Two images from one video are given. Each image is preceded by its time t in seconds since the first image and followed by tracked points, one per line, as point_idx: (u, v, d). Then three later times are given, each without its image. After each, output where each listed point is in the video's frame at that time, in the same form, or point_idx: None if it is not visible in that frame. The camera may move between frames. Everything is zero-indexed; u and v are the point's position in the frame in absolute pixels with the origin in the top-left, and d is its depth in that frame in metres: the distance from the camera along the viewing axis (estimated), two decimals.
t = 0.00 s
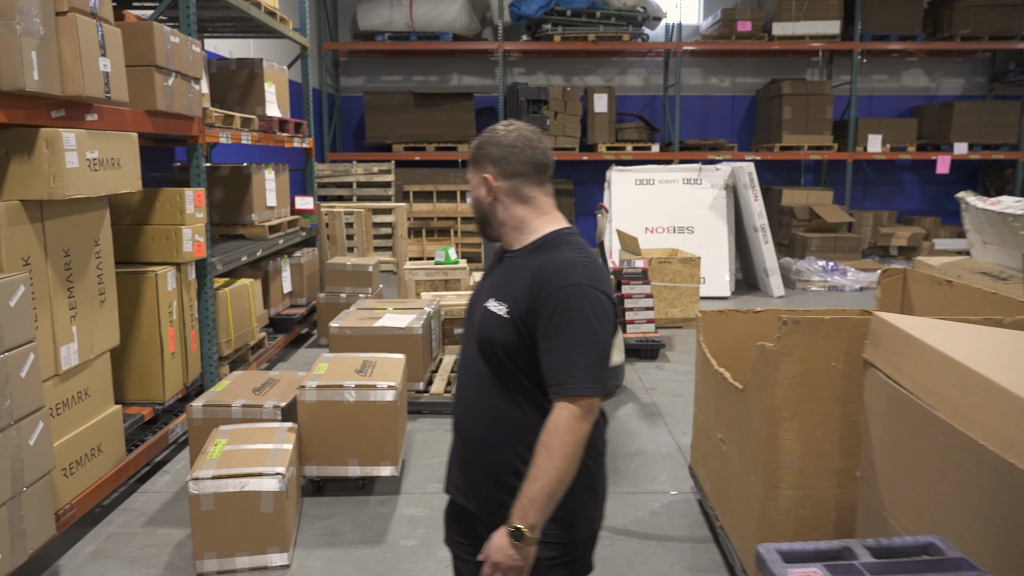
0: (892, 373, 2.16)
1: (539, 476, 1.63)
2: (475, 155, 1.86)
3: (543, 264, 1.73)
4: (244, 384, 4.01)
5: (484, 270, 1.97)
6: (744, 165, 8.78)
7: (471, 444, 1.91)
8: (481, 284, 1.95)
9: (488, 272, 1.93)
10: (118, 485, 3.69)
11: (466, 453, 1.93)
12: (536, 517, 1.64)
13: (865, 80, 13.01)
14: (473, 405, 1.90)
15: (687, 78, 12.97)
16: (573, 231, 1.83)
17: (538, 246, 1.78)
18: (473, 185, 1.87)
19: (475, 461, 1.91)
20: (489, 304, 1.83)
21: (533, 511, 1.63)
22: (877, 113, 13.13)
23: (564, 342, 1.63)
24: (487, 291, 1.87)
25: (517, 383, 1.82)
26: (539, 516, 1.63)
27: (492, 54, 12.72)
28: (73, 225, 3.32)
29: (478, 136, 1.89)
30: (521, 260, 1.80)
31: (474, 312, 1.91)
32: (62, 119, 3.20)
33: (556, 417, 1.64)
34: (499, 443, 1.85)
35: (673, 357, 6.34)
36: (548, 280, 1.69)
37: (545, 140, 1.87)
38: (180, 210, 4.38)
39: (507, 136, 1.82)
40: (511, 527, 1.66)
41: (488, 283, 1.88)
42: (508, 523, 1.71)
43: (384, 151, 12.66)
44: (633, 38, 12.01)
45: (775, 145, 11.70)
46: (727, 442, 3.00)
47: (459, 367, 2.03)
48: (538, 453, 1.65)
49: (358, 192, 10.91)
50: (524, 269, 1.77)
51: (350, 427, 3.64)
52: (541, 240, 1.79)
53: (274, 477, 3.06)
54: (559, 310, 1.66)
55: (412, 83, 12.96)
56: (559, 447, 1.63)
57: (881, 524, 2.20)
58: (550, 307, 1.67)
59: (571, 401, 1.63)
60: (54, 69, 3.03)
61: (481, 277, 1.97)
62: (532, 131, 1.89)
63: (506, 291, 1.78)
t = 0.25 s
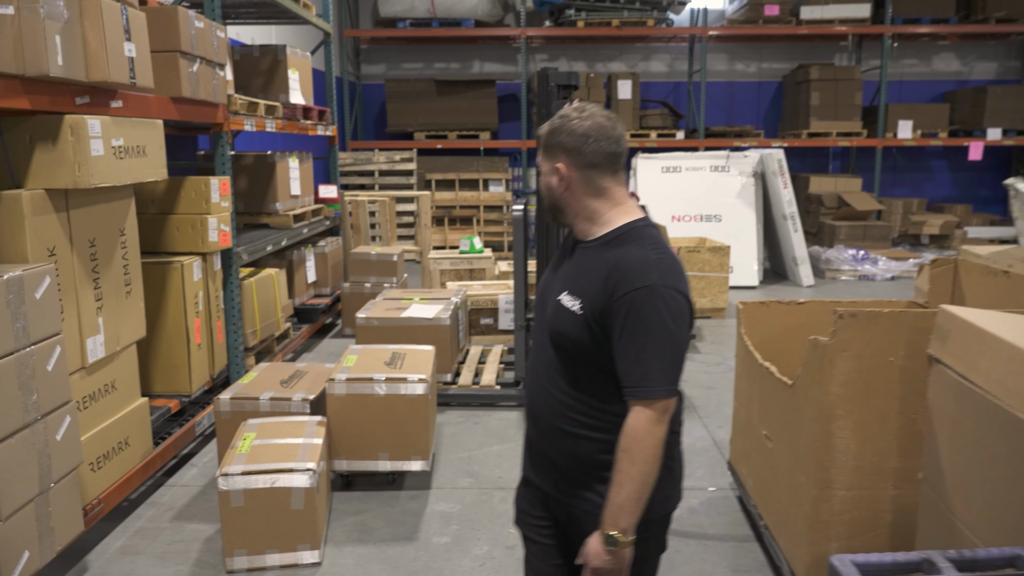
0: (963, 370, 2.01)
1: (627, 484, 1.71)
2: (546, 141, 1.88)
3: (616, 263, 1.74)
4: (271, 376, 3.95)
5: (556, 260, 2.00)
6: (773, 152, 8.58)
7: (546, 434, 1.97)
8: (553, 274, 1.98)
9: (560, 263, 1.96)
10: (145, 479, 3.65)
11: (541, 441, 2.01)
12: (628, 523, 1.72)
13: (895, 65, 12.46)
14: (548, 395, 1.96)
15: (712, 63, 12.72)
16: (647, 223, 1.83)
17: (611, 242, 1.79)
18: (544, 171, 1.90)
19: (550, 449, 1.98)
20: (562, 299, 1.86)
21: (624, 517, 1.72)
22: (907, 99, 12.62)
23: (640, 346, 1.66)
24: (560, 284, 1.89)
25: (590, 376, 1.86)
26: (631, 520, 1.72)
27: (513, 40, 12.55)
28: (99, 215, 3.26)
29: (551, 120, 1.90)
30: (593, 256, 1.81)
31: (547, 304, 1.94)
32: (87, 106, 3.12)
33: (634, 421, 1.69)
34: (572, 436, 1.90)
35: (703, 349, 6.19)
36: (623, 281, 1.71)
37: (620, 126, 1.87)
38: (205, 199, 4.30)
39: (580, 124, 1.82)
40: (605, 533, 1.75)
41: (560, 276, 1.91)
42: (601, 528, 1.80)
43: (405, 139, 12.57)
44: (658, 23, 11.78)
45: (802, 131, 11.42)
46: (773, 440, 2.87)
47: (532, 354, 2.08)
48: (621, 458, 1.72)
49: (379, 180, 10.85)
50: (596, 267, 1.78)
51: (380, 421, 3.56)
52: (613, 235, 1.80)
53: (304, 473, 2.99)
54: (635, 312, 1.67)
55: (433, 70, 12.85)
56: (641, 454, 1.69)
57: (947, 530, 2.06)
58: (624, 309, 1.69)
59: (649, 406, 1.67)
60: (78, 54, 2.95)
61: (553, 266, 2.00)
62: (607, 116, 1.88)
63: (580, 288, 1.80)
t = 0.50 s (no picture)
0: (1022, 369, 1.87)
1: (690, 470, 1.78)
2: (602, 116, 1.88)
3: (675, 245, 1.78)
4: (284, 371, 3.87)
5: (605, 240, 2.03)
6: (792, 140, 8.41)
7: (591, 414, 2.01)
8: (602, 253, 2.02)
9: (611, 242, 2.00)
10: (158, 476, 3.58)
11: (585, 421, 2.05)
12: (694, 507, 1.81)
13: (915, 50, 11.94)
14: (595, 374, 1.99)
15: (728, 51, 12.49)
16: (701, 203, 1.86)
17: (667, 223, 1.83)
18: (597, 146, 1.90)
19: (594, 430, 2.02)
20: (615, 279, 1.90)
21: (690, 502, 1.81)
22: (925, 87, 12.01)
23: (702, 328, 1.70)
24: (612, 264, 1.93)
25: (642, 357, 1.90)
26: (697, 505, 1.80)
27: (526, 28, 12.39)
28: (108, 206, 3.17)
29: (605, 95, 1.89)
30: (649, 237, 1.85)
31: (596, 283, 1.98)
32: (96, 94, 3.02)
33: (696, 406, 1.75)
34: (620, 416, 1.94)
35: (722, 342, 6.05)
36: (684, 263, 1.74)
37: (676, 103, 1.88)
38: (217, 190, 4.21)
39: (641, 100, 1.83)
40: (671, 520, 1.84)
41: (612, 255, 1.94)
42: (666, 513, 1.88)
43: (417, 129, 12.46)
44: (673, 10, 11.58)
45: (820, 119, 11.20)
46: (806, 438, 2.75)
47: (578, 334, 2.11)
48: (684, 445, 1.79)
49: (392, 170, 10.77)
50: (653, 249, 1.82)
51: (396, 417, 3.47)
52: (669, 217, 1.84)
53: (321, 472, 2.91)
54: (696, 296, 1.72)
55: (445, 59, 12.73)
56: (704, 440, 1.75)
57: (1002, 538, 1.94)
58: (686, 291, 1.73)
59: (711, 389, 1.73)
60: (86, 39, 2.85)
61: (602, 246, 2.04)
62: (662, 93, 1.89)
63: (635, 269, 1.84)
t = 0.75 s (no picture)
0: None
1: (723, 458, 1.77)
2: (648, 121, 1.79)
3: (709, 239, 1.82)
4: (284, 376, 3.78)
5: (620, 236, 2.04)
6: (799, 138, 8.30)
7: (615, 409, 2.02)
8: (618, 250, 2.02)
9: (628, 238, 2.01)
10: (155, 485, 3.49)
11: (606, 417, 2.05)
12: (724, 496, 1.79)
13: (921, 47, 11.81)
14: (619, 370, 2.00)
15: (732, 47, 12.36)
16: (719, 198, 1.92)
17: (695, 218, 1.87)
18: (642, 154, 1.81)
19: (618, 425, 2.02)
20: (644, 274, 1.92)
21: (720, 492, 1.78)
22: (933, 83, 11.94)
23: (742, 319, 1.74)
24: (637, 259, 1.94)
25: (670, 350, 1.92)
26: (727, 495, 1.78)
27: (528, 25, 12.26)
28: (101, 207, 3.06)
29: (642, 99, 1.81)
30: (678, 232, 1.88)
31: (619, 280, 1.98)
32: (88, 91, 2.91)
33: (732, 396, 1.77)
34: (650, 410, 1.96)
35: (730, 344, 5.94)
36: (721, 256, 1.78)
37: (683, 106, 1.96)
38: (216, 189, 4.11)
39: (685, 101, 1.84)
40: (700, 511, 1.81)
41: (635, 251, 1.96)
42: (691, 505, 1.86)
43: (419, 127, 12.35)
44: (676, 6, 11.45)
45: (825, 116, 11.07)
46: (826, 448, 2.64)
47: (592, 331, 2.11)
48: (716, 435, 1.78)
49: (393, 168, 10.68)
50: (686, 243, 1.85)
51: (400, 424, 3.36)
52: (697, 212, 1.87)
53: (322, 484, 2.81)
54: (734, 288, 1.76)
55: (447, 56, 12.62)
56: (739, 429, 1.76)
57: None
58: (723, 283, 1.77)
59: (748, 378, 1.76)
60: (78, 34, 2.74)
61: (617, 242, 2.04)
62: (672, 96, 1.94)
63: (667, 264, 1.86)
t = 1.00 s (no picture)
0: None
1: (728, 453, 1.81)
2: (672, 136, 1.81)
3: (705, 246, 1.85)
4: (279, 387, 3.69)
5: (607, 247, 2.03)
6: (802, 137, 8.19)
7: (611, 420, 2.01)
8: (607, 261, 2.02)
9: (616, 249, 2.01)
10: (146, 501, 3.39)
11: (602, 429, 2.03)
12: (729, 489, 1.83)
13: (923, 44, 11.70)
14: (615, 380, 1.99)
15: (733, 45, 12.24)
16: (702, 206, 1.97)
17: (686, 226, 1.90)
18: (666, 167, 1.82)
19: (616, 436, 2.01)
20: (639, 283, 1.92)
21: (725, 483, 1.81)
22: (936, 80, 11.81)
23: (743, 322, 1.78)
24: (631, 268, 1.95)
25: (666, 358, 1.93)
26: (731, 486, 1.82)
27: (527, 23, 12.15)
28: (88, 216, 2.95)
29: (663, 113, 1.82)
30: (672, 240, 1.90)
31: (612, 290, 1.98)
32: (73, 95, 2.81)
33: (731, 394, 1.82)
34: (649, 418, 1.96)
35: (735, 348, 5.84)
36: (718, 262, 1.82)
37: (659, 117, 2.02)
38: (208, 195, 4.01)
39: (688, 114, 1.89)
40: (706, 503, 1.83)
41: (628, 261, 1.96)
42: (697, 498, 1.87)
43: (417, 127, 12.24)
44: (676, 4, 11.34)
45: (828, 115, 10.96)
46: (841, 464, 2.54)
47: (582, 341, 2.09)
48: (717, 431, 1.83)
49: (391, 169, 10.57)
50: (681, 250, 1.88)
51: (399, 438, 3.26)
52: (687, 220, 1.91)
53: (319, 502, 2.73)
54: (733, 292, 1.80)
55: (445, 55, 12.51)
56: (742, 424, 1.81)
57: None
58: (722, 288, 1.81)
59: (748, 377, 1.82)
60: (61, 37, 2.64)
61: (604, 252, 2.03)
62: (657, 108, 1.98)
63: (664, 271, 1.88)
